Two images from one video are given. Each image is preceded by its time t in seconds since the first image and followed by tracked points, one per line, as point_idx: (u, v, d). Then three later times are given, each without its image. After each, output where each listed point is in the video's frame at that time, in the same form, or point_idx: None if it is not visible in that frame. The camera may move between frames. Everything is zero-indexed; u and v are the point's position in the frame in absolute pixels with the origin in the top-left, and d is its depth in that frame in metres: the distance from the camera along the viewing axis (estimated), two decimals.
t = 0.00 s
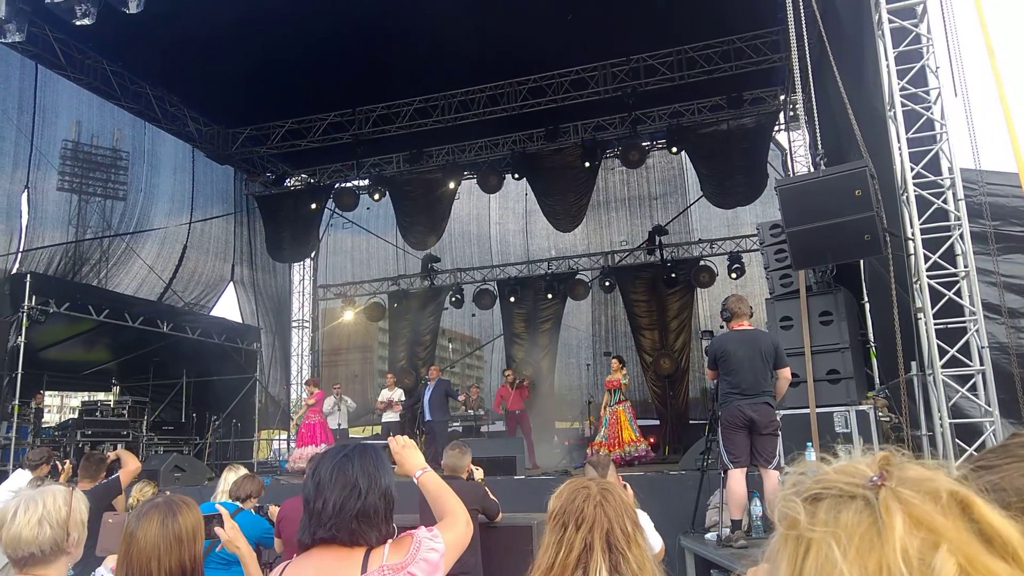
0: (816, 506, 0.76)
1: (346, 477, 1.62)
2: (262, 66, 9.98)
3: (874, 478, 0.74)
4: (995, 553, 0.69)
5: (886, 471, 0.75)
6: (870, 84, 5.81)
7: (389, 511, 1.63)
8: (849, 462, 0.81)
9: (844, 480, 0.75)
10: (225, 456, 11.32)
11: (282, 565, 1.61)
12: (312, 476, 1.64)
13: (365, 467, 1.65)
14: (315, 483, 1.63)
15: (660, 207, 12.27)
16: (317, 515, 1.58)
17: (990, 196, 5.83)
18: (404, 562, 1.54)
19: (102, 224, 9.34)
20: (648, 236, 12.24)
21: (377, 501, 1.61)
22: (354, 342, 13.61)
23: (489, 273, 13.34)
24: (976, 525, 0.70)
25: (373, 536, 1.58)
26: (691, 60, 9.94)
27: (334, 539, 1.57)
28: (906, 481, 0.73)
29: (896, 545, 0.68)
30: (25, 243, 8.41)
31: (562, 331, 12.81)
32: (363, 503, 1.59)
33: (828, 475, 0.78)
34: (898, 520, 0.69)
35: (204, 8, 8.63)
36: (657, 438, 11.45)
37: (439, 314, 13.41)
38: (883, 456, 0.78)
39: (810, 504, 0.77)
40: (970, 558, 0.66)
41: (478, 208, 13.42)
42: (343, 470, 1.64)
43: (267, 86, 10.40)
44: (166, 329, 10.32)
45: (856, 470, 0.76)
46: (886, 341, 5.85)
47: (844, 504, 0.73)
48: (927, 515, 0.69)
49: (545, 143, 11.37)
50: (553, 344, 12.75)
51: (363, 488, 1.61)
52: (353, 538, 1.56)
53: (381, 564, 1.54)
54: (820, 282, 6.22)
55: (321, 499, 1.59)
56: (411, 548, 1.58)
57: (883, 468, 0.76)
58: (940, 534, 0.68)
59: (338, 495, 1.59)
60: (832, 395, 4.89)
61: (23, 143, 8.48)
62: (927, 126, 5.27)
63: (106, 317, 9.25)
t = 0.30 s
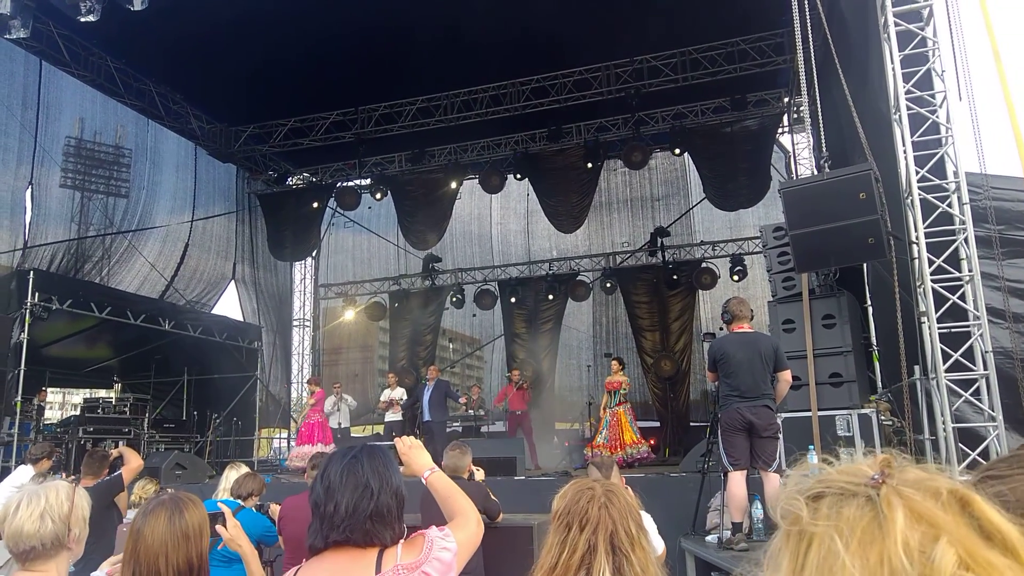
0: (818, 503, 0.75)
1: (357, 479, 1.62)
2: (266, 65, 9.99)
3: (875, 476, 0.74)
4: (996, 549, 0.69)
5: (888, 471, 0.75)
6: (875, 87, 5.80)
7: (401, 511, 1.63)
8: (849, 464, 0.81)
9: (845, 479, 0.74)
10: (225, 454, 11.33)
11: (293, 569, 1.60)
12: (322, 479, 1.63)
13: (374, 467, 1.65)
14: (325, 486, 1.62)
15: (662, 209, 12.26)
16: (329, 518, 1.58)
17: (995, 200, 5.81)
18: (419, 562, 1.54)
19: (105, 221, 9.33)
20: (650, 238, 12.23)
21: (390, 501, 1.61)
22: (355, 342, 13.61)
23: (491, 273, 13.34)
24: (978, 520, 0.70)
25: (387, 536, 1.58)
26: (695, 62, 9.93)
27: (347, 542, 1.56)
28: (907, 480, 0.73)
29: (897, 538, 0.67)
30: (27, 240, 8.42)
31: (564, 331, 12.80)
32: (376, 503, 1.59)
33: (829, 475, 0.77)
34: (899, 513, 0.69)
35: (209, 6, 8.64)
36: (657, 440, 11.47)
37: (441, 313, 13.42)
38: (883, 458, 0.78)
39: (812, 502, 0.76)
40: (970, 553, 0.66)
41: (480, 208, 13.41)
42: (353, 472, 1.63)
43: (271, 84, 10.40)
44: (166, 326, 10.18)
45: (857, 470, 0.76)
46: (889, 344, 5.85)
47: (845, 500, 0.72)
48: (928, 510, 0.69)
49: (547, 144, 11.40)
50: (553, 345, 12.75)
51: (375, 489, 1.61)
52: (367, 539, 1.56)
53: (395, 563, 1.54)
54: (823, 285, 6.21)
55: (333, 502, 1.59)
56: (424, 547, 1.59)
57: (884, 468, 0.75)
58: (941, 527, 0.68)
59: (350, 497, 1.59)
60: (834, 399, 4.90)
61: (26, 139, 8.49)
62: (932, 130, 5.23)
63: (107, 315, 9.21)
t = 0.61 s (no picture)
0: (833, 515, 0.78)
1: (356, 480, 1.64)
2: (271, 67, 10.04)
3: (888, 488, 0.77)
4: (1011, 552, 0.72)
5: (898, 483, 0.79)
6: (875, 93, 5.81)
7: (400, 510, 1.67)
8: (855, 477, 0.85)
9: (858, 490, 0.78)
10: (226, 453, 11.36)
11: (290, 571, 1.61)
12: (319, 482, 1.65)
13: (373, 468, 1.68)
14: (323, 489, 1.64)
15: (664, 212, 12.28)
16: (328, 521, 1.59)
17: (995, 206, 5.82)
18: (418, 560, 1.59)
19: (108, 219, 9.37)
20: (652, 240, 12.25)
21: (390, 501, 1.64)
22: (357, 342, 13.64)
23: (493, 274, 13.37)
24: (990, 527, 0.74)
25: (387, 534, 1.61)
26: (697, 65, 9.95)
27: (348, 542, 1.58)
28: (917, 490, 0.77)
29: (917, 547, 0.70)
30: (29, 237, 8.45)
31: (565, 333, 12.82)
32: (376, 504, 1.62)
33: (840, 488, 0.81)
34: (917, 524, 0.72)
35: (213, 7, 8.69)
36: (659, 442, 11.53)
37: (442, 314, 13.45)
38: (890, 471, 0.82)
39: (826, 515, 0.79)
40: (991, 559, 0.69)
41: (483, 209, 13.44)
42: (352, 473, 1.65)
43: (274, 85, 10.42)
44: (168, 325, 10.31)
45: (868, 482, 0.80)
46: (890, 348, 5.86)
47: (863, 511, 0.76)
48: (946, 518, 0.72)
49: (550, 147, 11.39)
50: (555, 347, 12.77)
51: (375, 489, 1.64)
52: (368, 539, 1.59)
53: (394, 562, 1.58)
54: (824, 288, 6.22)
55: (332, 504, 1.60)
56: (422, 546, 1.64)
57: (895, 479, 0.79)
58: (959, 535, 0.71)
59: (349, 499, 1.61)
60: (835, 403, 4.89)
61: (31, 137, 8.53)
62: (932, 136, 5.23)
63: (110, 313, 9.41)
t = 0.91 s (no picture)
0: (864, 520, 0.77)
1: (376, 480, 1.64)
2: (268, 73, 10.04)
3: (921, 491, 0.77)
4: None
5: (932, 485, 0.78)
6: (877, 88, 5.77)
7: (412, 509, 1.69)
8: (888, 477, 0.84)
9: (891, 493, 0.78)
10: (230, 460, 11.35)
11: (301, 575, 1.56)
12: (339, 484, 1.61)
13: (389, 467, 1.69)
14: (344, 492, 1.60)
15: (665, 212, 12.26)
16: (352, 522, 1.56)
17: (1000, 200, 5.79)
18: (419, 565, 1.56)
19: (110, 229, 9.36)
20: (653, 241, 12.23)
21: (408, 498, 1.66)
22: (359, 347, 13.62)
23: (494, 277, 13.33)
24: None
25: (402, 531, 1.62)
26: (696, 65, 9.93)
27: (372, 541, 1.57)
28: (952, 491, 0.76)
29: (951, 556, 0.71)
30: (31, 250, 8.47)
31: (567, 335, 12.80)
32: (395, 502, 1.63)
33: (872, 489, 0.80)
34: (952, 531, 0.72)
35: (213, 14, 8.68)
36: (662, 443, 11.53)
37: (444, 318, 13.43)
38: (925, 471, 0.81)
39: (857, 518, 0.78)
40: None
41: (483, 212, 13.43)
42: (371, 474, 1.64)
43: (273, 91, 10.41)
44: (173, 334, 10.26)
45: (902, 484, 0.79)
46: (895, 345, 5.83)
47: (895, 515, 0.76)
48: (981, 526, 0.73)
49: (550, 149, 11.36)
50: (558, 349, 12.76)
51: (395, 488, 1.65)
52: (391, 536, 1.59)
53: (396, 565, 1.55)
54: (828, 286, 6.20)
55: (356, 506, 1.58)
56: (423, 551, 1.61)
57: (929, 481, 0.79)
58: (995, 544, 0.72)
59: (372, 499, 1.60)
60: (840, 401, 4.87)
61: (33, 148, 8.58)
62: (935, 131, 5.20)
63: (113, 323, 9.28)
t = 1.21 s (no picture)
0: (882, 520, 0.81)
1: (394, 482, 1.66)
2: (271, 78, 10.08)
3: (939, 493, 0.79)
4: None
5: (952, 486, 0.79)
6: (880, 84, 5.76)
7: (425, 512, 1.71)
8: (911, 478, 0.86)
9: (909, 494, 0.80)
10: (237, 465, 11.37)
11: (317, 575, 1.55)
12: (359, 487, 1.62)
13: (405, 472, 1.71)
14: (365, 493, 1.61)
15: (669, 211, 12.25)
16: (371, 522, 1.57)
17: (1003, 196, 5.78)
18: (432, 569, 1.56)
19: (114, 235, 9.43)
20: (657, 240, 12.22)
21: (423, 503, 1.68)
22: (364, 351, 13.64)
23: (499, 279, 13.33)
24: None
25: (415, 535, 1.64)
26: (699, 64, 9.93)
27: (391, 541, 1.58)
28: (972, 493, 0.77)
29: (961, 559, 0.74)
30: (39, 257, 8.54)
31: (572, 335, 12.79)
32: (412, 504, 1.65)
33: (892, 490, 0.82)
34: (964, 535, 0.75)
35: (214, 20, 8.72)
36: (668, 443, 11.50)
37: (449, 321, 13.44)
38: (945, 470, 0.82)
39: (876, 519, 0.82)
40: None
41: (487, 214, 13.44)
42: (389, 476, 1.67)
43: (276, 96, 10.45)
44: (178, 339, 10.33)
45: (921, 486, 0.81)
46: (900, 343, 5.82)
47: (910, 518, 0.79)
48: (992, 530, 0.75)
49: (553, 149, 11.36)
50: (563, 350, 12.76)
51: (411, 492, 1.67)
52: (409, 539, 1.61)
53: (410, 569, 1.55)
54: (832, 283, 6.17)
55: (376, 508, 1.59)
56: (435, 556, 1.60)
57: (949, 483, 0.80)
58: (1006, 548, 0.74)
59: (391, 500, 1.62)
60: (846, 398, 4.87)
61: (36, 154, 8.63)
62: (938, 127, 5.21)
63: (118, 329, 9.35)
